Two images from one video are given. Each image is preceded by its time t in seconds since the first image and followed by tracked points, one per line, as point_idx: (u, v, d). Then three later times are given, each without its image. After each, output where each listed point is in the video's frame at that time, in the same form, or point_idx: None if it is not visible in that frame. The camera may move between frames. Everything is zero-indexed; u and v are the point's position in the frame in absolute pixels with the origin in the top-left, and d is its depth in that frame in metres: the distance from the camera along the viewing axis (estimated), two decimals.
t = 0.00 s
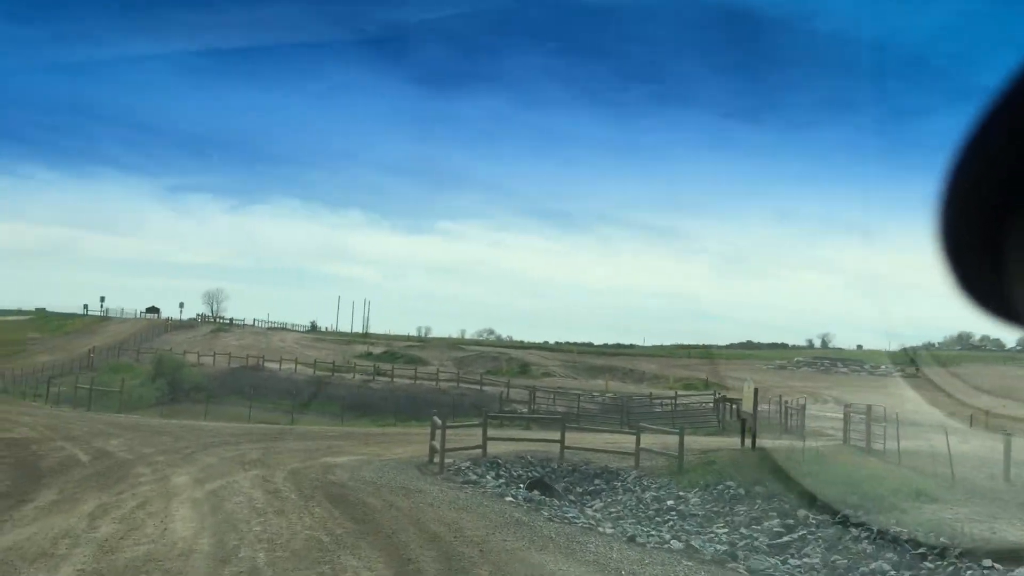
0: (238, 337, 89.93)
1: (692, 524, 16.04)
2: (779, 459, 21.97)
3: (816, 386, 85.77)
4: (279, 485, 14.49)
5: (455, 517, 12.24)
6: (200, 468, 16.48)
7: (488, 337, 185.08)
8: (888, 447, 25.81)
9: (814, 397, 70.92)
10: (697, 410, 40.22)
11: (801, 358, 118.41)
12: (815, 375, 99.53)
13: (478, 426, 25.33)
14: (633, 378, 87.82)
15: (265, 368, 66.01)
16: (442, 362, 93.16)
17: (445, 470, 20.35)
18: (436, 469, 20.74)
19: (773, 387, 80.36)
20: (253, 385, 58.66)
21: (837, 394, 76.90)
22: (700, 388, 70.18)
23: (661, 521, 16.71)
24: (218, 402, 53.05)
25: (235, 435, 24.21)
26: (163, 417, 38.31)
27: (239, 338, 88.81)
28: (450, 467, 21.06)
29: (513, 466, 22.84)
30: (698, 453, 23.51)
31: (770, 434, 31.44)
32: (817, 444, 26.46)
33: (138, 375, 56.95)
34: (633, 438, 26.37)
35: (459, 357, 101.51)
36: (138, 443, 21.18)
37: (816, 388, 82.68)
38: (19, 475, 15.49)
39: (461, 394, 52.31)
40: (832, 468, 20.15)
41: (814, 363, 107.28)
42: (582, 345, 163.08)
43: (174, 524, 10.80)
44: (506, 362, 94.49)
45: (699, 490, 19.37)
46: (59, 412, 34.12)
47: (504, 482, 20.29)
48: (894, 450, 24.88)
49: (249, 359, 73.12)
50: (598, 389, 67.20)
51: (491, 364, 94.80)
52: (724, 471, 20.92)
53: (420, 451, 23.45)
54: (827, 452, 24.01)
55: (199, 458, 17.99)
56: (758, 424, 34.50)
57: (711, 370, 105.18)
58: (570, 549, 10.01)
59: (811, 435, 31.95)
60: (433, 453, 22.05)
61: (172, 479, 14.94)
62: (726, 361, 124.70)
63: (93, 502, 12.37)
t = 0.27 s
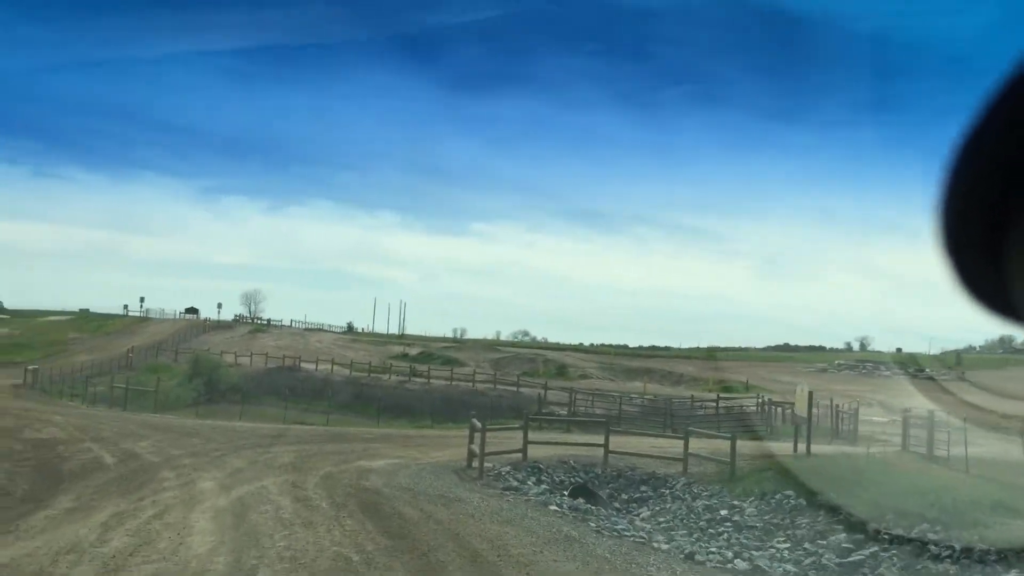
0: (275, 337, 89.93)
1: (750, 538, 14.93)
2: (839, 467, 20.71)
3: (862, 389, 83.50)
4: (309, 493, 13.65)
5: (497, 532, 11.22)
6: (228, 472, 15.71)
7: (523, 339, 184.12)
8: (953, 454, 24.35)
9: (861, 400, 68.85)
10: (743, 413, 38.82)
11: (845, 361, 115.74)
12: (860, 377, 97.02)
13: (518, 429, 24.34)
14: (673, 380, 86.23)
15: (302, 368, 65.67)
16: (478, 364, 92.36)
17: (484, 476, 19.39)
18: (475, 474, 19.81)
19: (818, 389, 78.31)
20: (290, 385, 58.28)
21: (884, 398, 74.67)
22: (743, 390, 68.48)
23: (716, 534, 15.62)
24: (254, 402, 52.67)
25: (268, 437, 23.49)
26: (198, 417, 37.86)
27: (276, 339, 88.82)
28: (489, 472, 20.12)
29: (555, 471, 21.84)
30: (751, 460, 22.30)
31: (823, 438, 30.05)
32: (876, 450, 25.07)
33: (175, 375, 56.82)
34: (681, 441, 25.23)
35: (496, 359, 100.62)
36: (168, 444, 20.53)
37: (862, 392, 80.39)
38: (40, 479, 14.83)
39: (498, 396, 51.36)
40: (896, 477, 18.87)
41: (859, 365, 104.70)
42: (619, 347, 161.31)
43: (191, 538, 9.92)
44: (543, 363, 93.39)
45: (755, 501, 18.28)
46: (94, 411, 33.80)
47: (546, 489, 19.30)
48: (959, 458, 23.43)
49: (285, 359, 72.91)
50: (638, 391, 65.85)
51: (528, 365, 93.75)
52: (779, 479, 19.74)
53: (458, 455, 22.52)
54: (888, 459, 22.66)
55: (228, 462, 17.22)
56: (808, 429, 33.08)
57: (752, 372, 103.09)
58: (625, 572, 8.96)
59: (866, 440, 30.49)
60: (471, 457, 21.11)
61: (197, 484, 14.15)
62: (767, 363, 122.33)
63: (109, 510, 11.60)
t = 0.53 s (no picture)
0: (298, 338, 89.28)
1: (809, 558, 13.65)
2: (896, 478, 19.33)
3: (896, 392, 81.46)
4: (329, 504, 12.55)
5: (538, 553, 10.01)
6: (243, 479, 14.64)
7: (547, 341, 182.68)
8: (1012, 463, 22.86)
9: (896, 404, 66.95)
10: (780, 418, 37.35)
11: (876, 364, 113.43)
12: (893, 380, 94.88)
13: (549, 435, 23.12)
14: (701, 383, 84.65)
15: (325, 369, 64.83)
16: (503, 365, 91.16)
17: (515, 485, 18.20)
18: (505, 482, 18.63)
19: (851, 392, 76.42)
20: (312, 386, 57.42)
21: (920, 402, 72.69)
22: (774, 394, 66.80)
23: (770, 553, 14.34)
24: (277, 404, 51.81)
25: (287, 441, 22.44)
26: (219, 419, 36.97)
27: (299, 340, 88.14)
28: (520, 480, 18.94)
29: (590, 480, 20.63)
30: (799, 470, 20.99)
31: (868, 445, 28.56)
32: (928, 459, 23.61)
33: (198, 376, 56.12)
34: (721, 449, 23.93)
35: (521, 360, 99.39)
36: (182, 449, 19.52)
37: (896, 396, 78.38)
38: (42, 486, 13.83)
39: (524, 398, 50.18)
40: (960, 489, 17.51)
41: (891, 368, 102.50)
42: (644, 349, 159.56)
43: (195, 559, 8.80)
44: (568, 365, 92.08)
45: (808, 516, 16.97)
46: (112, 412, 32.99)
47: (582, 500, 18.10)
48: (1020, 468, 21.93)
49: (309, 360, 72.14)
50: (667, 394, 64.43)
51: (553, 367, 92.49)
52: (832, 492, 18.45)
53: (486, 462, 21.33)
54: (945, 468, 21.22)
55: (243, 469, 16.14)
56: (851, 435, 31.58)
57: (782, 375, 101.11)
58: None
59: (913, 448, 28.98)
60: (501, 464, 19.93)
61: (208, 494, 13.06)
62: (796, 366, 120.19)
63: (110, 522, 10.54)
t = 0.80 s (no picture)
0: (327, 339, 88.83)
1: None
2: (958, 487, 18.12)
3: (938, 395, 79.29)
4: (354, 514, 11.62)
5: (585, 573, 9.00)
6: (265, 486, 13.77)
7: (577, 343, 181.29)
8: None
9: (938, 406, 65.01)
10: (822, 422, 35.97)
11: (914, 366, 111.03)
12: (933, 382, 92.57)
13: (585, 440, 22.13)
14: (734, 385, 83.06)
15: (353, 370, 64.18)
16: (532, 367, 90.12)
17: (551, 491, 17.23)
18: (540, 489, 17.66)
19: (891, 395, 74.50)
20: (341, 388, 56.75)
21: (962, 405, 70.64)
22: (811, 397, 65.17)
23: (828, 571, 13.23)
24: (305, 405, 51.23)
25: (314, 444, 21.59)
26: (246, 420, 36.30)
27: (328, 341, 87.72)
28: (555, 487, 17.95)
29: (629, 486, 19.61)
30: (851, 479, 19.80)
31: (919, 451, 27.27)
32: (986, 466, 22.28)
33: (225, 377, 55.67)
34: (766, 454, 22.79)
35: (550, 362, 98.30)
36: (204, 453, 18.70)
37: (937, 400, 76.31)
38: (53, 492, 13.04)
39: (555, 400, 49.16)
40: None
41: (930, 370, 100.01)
42: (675, 351, 157.72)
43: None
44: (598, 366, 90.88)
45: (865, 529, 15.81)
46: (138, 413, 32.42)
47: (621, 509, 17.10)
48: None
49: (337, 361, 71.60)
50: (700, 397, 63.06)
51: (583, 369, 91.43)
52: (888, 504, 17.28)
53: (519, 467, 20.39)
54: (1008, 476, 19.95)
55: (266, 474, 15.30)
56: (899, 442, 30.23)
57: (817, 377, 99.13)
58: None
59: (966, 454, 27.62)
60: (535, 471, 18.96)
61: (226, 502, 12.22)
62: (831, 368, 118.00)
63: (118, 535, 9.67)
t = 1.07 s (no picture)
0: (354, 340, 88.43)
1: None
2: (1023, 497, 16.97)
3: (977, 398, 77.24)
4: (381, 525, 10.78)
5: None
6: (287, 493, 12.98)
7: (603, 345, 179.93)
8: None
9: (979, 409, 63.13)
10: (865, 426, 34.65)
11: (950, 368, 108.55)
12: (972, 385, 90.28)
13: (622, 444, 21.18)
14: (767, 387, 81.49)
15: (380, 371, 63.59)
16: (561, 369, 89.09)
17: (588, 498, 16.31)
18: (576, 496, 16.75)
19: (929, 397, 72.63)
20: (368, 388, 56.14)
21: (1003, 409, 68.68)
22: (847, 399, 63.59)
23: None
24: (332, 406, 50.65)
25: (339, 447, 20.80)
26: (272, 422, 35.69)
27: (355, 342, 87.33)
28: (592, 493, 17.04)
29: (669, 493, 18.66)
30: (904, 487, 18.72)
31: (971, 457, 25.99)
32: None
33: (252, 378, 55.23)
34: (811, 460, 21.70)
35: (578, 363, 97.21)
36: (226, 456, 17.96)
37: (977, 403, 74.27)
38: (63, 499, 12.30)
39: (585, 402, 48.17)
40: None
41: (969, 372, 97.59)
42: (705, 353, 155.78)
43: None
44: (628, 368, 89.67)
45: (928, 542, 14.74)
46: (162, 415, 31.90)
47: (662, 518, 16.16)
48: None
49: (365, 362, 71.05)
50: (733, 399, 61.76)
51: (612, 370, 90.26)
52: (949, 515, 16.18)
53: (553, 471, 19.48)
54: None
55: (288, 480, 14.52)
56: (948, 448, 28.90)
57: (851, 379, 97.09)
58: None
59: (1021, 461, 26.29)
60: (570, 476, 18.06)
61: (245, 510, 11.43)
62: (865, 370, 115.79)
63: (125, 549, 8.89)
